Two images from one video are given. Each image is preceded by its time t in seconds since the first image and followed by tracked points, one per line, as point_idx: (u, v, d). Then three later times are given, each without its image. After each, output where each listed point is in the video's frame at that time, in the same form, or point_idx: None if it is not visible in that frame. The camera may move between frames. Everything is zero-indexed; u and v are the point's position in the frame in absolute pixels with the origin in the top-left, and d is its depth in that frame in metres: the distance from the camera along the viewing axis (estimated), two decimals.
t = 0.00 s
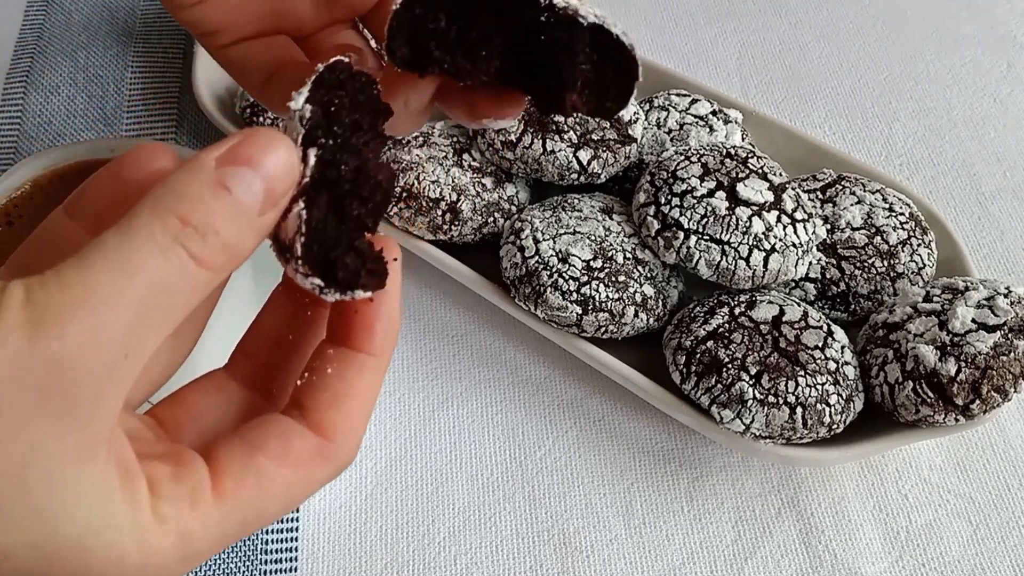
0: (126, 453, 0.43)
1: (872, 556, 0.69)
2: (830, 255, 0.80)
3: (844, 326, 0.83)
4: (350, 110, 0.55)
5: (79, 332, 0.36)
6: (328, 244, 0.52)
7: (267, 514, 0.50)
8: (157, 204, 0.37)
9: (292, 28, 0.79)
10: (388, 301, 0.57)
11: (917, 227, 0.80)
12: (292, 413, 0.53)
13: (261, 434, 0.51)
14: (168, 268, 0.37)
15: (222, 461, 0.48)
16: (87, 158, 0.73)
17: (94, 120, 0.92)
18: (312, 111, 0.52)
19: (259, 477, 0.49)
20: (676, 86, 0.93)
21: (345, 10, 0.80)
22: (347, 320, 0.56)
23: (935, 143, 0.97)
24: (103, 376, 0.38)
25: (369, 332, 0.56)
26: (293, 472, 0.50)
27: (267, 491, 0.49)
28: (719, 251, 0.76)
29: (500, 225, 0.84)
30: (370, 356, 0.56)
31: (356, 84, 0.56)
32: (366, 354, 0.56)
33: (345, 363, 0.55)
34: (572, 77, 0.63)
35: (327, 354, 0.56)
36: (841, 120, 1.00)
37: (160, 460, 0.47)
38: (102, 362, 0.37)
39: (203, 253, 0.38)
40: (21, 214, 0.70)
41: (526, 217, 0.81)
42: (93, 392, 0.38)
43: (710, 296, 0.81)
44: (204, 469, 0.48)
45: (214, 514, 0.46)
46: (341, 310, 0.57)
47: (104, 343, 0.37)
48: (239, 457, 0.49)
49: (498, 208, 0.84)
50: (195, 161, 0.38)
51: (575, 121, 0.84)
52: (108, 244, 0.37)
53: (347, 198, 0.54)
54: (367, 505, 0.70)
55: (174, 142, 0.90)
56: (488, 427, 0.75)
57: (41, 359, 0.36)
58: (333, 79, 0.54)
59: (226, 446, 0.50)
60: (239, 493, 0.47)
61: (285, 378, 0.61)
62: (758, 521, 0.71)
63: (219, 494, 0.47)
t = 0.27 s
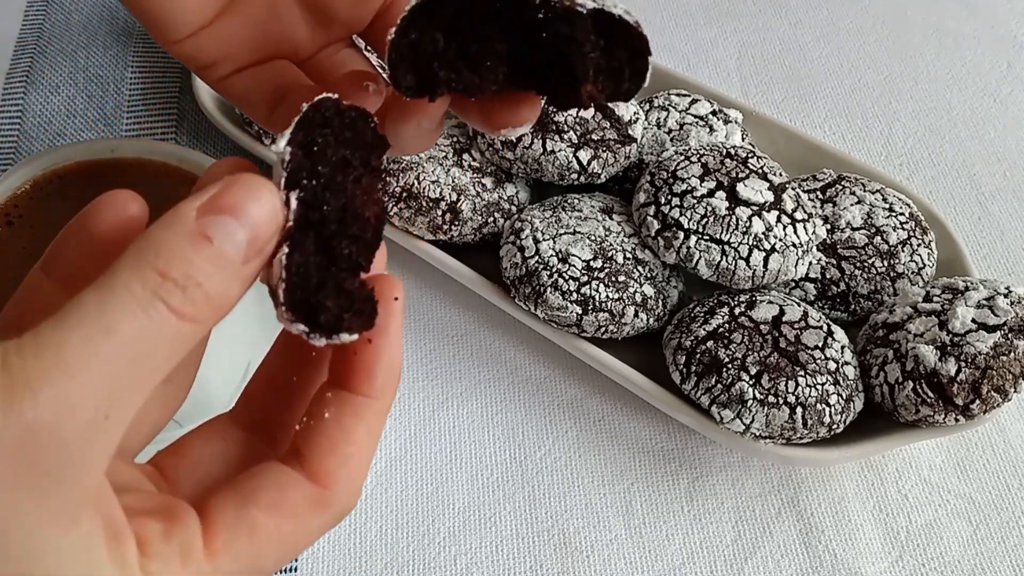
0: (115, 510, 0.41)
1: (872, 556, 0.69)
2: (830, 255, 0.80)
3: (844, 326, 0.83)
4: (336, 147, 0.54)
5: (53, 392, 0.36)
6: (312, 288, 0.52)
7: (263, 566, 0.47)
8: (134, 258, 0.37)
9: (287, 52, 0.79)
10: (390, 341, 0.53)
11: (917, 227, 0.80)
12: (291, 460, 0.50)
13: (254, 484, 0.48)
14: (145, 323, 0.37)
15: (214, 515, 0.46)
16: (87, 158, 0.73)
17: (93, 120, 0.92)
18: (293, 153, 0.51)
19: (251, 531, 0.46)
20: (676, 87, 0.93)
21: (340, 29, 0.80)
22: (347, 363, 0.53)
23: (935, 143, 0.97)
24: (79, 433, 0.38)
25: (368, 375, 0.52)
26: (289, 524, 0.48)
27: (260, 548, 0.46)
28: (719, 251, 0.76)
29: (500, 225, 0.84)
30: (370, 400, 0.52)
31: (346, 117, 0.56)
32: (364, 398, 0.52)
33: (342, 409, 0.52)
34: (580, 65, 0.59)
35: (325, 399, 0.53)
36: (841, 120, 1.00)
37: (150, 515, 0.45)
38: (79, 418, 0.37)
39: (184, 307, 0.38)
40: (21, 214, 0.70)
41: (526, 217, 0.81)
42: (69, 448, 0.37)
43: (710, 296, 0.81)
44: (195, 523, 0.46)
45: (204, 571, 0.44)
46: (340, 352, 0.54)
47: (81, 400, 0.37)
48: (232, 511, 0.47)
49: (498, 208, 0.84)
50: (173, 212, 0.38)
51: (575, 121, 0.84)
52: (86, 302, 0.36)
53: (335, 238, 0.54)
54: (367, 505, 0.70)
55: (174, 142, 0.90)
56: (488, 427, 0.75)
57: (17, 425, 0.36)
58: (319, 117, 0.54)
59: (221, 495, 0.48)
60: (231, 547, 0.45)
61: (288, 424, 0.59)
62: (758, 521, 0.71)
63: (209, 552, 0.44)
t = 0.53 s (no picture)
0: (108, 542, 0.42)
1: (872, 556, 0.69)
2: (830, 255, 0.80)
3: (844, 326, 0.83)
4: (338, 177, 0.54)
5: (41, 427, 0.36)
6: (294, 320, 0.50)
7: None
8: (128, 292, 0.37)
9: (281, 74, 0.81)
10: (388, 375, 0.53)
11: (917, 227, 0.80)
12: (285, 494, 0.51)
13: (247, 518, 0.49)
14: (137, 355, 0.37)
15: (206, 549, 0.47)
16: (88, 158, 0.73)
17: (93, 120, 0.93)
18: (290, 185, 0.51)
19: (242, 565, 0.47)
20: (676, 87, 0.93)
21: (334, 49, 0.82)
22: (346, 394, 0.53)
23: (935, 143, 0.97)
24: (67, 470, 0.37)
25: (366, 411, 0.52)
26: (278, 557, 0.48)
27: None
28: (719, 251, 0.76)
29: (500, 225, 0.84)
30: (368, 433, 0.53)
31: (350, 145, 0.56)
32: (360, 430, 0.52)
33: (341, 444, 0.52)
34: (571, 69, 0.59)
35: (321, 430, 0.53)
36: (841, 120, 1.00)
37: (144, 548, 0.46)
38: (66, 455, 0.37)
39: (176, 340, 0.38)
40: (21, 213, 0.70)
41: (526, 217, 0.81)
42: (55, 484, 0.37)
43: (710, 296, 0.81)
44: (187, 556, 0.46)
45: None
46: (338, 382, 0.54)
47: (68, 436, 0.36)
48: (225, 542, 0.48)
49: (498, 208, 0.84)
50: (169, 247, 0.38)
51: (576, 121, 0.84)
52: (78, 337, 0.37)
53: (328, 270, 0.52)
54: (367, 505, 0.70)
55: (174, 143, 0.90)
56: (488, 427, 0.75)
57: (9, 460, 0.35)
58: (323, 147, 0.54)
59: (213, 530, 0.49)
60: None
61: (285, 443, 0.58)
62: (758, 521, 0.71)
63: None
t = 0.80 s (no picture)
0: (132, 522, 0.43)
1: (872, 556, 0.69)
2: (830, 255, 0.80)
3: (844, 326, 0.83)
4: (359, 166, 0.53)
5: (64, 403, 0.36)
6: (309, 305, 0.49)
7: None
8: (155, 274, 0.38)
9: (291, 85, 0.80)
10: (411, 365, 0.52)
11: (917, 227, 0.80)
12: (307, 480, 0.51)
13: (268, 500, 0.49)
14: (162, 336, 0.38)
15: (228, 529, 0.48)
16: (87, 157, 0.73)
17: (93, 120, 0.93)
18: (310, 172, 0.51)
19: (260, 550, 0.47)
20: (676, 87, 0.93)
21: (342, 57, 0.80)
22: (368, 382, 0.52)
23: (935, 143, 0.97)
24: (93, 447, 0.37)
25: (389, 399, 0.52)
26: (298, 540, 0.49)
27: (269, 566, 0.47)
28: (719, 251, 0.76)
29: (500, 225, 0.84)
30: (390, 423, 0.52)
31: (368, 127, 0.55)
32: (381, 418, 0.52)
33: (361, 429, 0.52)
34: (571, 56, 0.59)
35: (343, 417, 0.53)
36: (841, 120, 1.00)
37: (167, 529, 0.46)
38: (88, 433, 0.37)
39: (201, 322, 0.39)
40: (21, 213, 0.70)
41: (526, 217, 0.81)
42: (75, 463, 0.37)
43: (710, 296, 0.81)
44: (208, 537, 0.47)
45: None
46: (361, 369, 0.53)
47: (91, 412, 0.37)
48: (244, 525, 0.48)
49: (498, 208, 0.84)
50: (195, 232, 0.39)
51: (575, 121, 0.84)
52: (105, 316, 0.38)
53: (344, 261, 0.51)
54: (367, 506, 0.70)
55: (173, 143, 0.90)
56: (488, 427, 0.75)
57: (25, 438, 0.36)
58: (345, 135, 0.53)
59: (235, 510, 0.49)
60: (240, 565, 0.47)
61: (306, 431, 0.57)
62: (758, 521, 0.71)
63: (219, 566, 0.46)
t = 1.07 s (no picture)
0: (136, 515, 0.43)
1: (872, 556, 0.69)
2: (830, 255, 0.80)
3: (844, 326, 0.83)
4: (365, 162, 0.52)
5: (72, 393, 0.36)
6: (320, 303, 0.49)
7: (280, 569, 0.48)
8: (163, 268, 0.38)
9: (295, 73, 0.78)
10: (415, 360, 0.53)
11: (917, 227, 0.80)
12: (310, 472, 0.51)
13: (272, 491, 0.50)
14: (169, 329, 0.38)
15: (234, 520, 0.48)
16: (87, 157, 0.73)
17: (93, 120, 0.93)
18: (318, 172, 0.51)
19: (264, 542, 0.47)
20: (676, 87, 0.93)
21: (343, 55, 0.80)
22: (373, 376, 0.53)
23: (935, 143, 0.97)
24: (101, 439, 0.38)
25: (391, 391, 0.52)
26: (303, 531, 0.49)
27: (273, 558, 0.48)
28: (719, 251, 0.76)
29: (500, 225, 0.84)
30: (394, 418, 0.53)
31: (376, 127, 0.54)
32: (385, 412, 0.52)
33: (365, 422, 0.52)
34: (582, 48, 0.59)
35: (347, 410, 0.53)
36: (841, 120, 1.00)
37: (171, 522, 0.47)
38: (95, 424, 0.37)
39: (207, 316, 0.39)
40: (21, 213, 0.70)
41: (526, 217, 0.81)
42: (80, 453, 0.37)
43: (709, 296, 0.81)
44: (212, 529, 0.47)
45: None
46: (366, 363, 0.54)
47: (98, 404, 0.37)
48: (249, 516, 0.48)
49: (498, 208, 0.84)
50: (203, 227, 0.39)
51: (575, 121, 0.84)
52: (113, 309, 0.38)
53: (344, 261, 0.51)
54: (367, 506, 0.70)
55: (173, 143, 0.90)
56: (488, 427, 0.75)
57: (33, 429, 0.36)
58: (350, 131, 0.52)
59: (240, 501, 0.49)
60: (244, 557, 0.47)
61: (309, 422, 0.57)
62: (758, 521, 0.71)
63: (224, 558, 0.46)
